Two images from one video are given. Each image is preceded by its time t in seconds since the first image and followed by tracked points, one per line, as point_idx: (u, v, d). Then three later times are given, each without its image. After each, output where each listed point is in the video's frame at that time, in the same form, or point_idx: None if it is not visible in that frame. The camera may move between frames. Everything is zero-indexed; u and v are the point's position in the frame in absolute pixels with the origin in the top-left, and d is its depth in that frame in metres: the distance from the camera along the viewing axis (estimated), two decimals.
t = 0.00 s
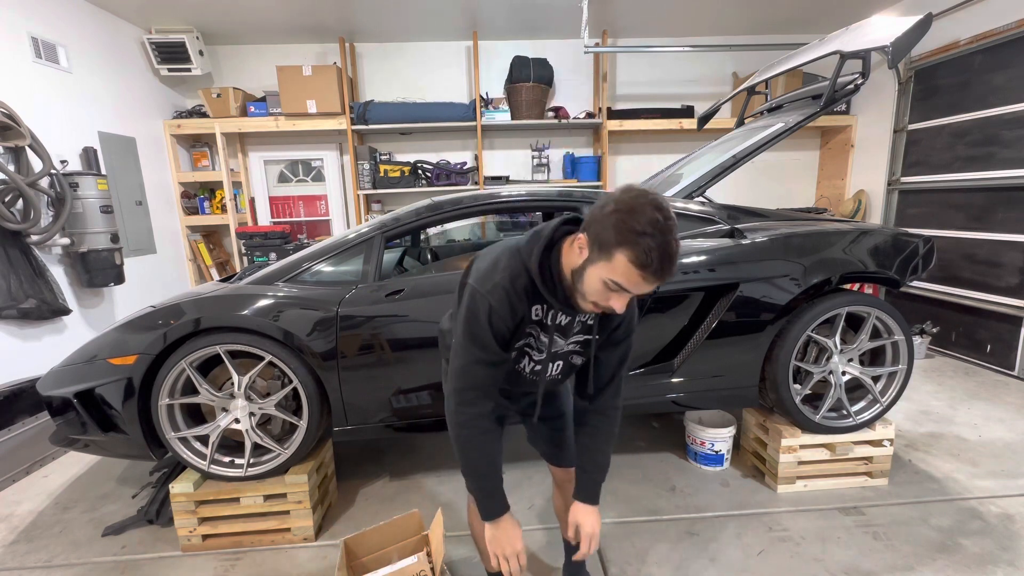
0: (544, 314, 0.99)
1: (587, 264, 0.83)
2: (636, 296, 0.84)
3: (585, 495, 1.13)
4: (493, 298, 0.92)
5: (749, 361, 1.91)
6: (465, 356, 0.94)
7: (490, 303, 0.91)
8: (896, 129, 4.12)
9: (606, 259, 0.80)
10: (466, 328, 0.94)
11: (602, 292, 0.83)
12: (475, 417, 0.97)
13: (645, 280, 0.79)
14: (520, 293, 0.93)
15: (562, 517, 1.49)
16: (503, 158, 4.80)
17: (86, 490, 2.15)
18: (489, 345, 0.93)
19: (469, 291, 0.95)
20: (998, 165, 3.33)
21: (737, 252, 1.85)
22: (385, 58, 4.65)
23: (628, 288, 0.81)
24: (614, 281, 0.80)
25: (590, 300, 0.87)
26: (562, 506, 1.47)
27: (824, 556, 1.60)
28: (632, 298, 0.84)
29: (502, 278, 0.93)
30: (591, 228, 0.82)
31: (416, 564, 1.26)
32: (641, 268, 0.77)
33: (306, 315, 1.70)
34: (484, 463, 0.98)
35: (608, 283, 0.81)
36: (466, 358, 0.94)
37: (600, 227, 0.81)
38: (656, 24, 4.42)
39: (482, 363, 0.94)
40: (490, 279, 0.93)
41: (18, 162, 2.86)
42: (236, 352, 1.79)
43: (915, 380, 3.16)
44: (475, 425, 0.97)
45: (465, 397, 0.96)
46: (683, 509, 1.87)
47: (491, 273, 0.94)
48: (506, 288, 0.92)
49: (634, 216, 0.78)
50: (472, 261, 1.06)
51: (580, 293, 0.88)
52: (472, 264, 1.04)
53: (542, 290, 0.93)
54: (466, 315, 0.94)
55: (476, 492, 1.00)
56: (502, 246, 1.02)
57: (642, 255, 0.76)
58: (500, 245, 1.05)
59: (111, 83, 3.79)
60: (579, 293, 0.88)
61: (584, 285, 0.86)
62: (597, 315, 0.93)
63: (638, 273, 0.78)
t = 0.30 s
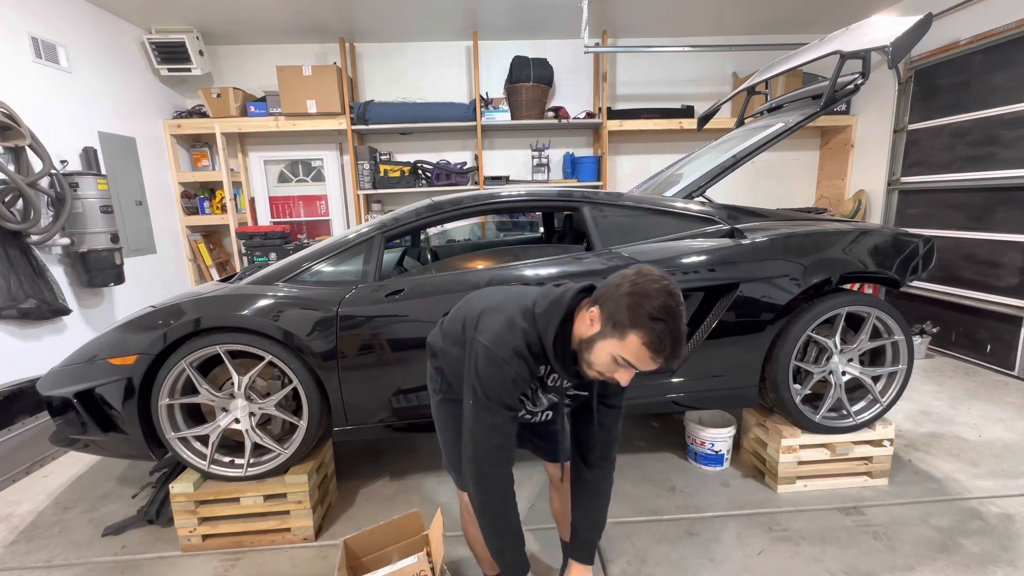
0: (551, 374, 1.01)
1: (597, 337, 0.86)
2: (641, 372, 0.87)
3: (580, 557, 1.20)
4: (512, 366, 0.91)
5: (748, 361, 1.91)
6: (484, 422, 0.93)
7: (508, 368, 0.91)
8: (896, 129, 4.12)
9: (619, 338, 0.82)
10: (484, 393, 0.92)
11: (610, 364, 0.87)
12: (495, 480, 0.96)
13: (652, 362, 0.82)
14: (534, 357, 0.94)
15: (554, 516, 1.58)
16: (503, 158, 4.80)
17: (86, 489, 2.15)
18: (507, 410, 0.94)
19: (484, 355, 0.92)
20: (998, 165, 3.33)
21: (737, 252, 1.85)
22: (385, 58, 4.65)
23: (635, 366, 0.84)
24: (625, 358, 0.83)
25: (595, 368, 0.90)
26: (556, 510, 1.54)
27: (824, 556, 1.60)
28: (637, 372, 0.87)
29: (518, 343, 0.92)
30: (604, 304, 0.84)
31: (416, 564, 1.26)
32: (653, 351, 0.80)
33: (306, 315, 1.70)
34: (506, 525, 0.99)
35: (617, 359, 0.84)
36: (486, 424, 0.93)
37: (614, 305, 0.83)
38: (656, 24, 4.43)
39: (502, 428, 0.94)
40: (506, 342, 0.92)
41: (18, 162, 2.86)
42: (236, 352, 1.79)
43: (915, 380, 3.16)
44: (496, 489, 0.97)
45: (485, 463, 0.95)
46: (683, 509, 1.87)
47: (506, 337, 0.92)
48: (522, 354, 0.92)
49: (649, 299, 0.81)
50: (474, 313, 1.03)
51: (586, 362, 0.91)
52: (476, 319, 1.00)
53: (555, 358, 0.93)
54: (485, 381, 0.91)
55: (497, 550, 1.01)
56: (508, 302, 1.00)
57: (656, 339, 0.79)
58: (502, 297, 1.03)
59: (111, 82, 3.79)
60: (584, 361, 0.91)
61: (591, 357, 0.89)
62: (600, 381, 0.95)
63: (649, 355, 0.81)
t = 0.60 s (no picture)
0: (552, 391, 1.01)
1: (594, 361, 0.87)
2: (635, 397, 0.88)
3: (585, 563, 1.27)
4: (519, 383, 0.91)
5: (749, 361, 1.91)
6: (491, 440, 0.92)
7: (515, 388, 0.90)
8: (896, 129, 4.12)
9: (615, 364, 0.84)
10: (491, 412, 0.91)
11: (605, 389, 0.88)
12: (499, 497, 0.95)
13: (647, 389, 0.84)
14: (538, 375, 0.94)
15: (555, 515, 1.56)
16: (502, 158, 4.80)
17: (86, 489, 2.15)
18: (514, 426, 0.94)
19: (490, 373, 0.91)
20: (998, 165, 3.33)
21: (737, 252, 1.85)
22: (385, 58, 4.65)
23: (629, 391, 0.86)
24: (621, 384, 0.85)
25: (591, 391, 0.91)
26: (557, 508, 1.52)
27: (824, 556, 1.60)
28: (631, 396, 0.89)
29: (523, 361, 0.92)
30: (603, 328, 0.86)
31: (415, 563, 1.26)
32: (648, 378, 0.82)
33: (306, 315, 1.70)
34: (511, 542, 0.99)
35: (612, 384, 0.86)
36: (493, 442, 0.92)
37: (612, 331, 0.84)
38: (655, 24, 4.43)
39: (509, 446, 0.93)
40: (513, 361, 0.91)
41: (18, 162, 2.87)
42: (235, 352, 1.79)
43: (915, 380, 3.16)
44: (502, 508, 0.96)
45: (491, 483, 0.94)
46: (683, 509, 1.87)
47: (510, 355, 0.92)
48: (527, 372, 0.92)
49: (646, 327, 0.82)
50: (474, 329, 1.01)
51: (581, 384, 0.92)
52: (477, 336, 0.99)
53: (558, 378, 0.94)
54: (491, 399, 0.91)
55: (501, 569, 1.00)
56: (509, 318, 0.99)
57: (651, 367, 0.81)
58: (501, 312, 1.02)
59: (111, 82, 3.79)
60: (580, 383, 0.92)
61: (586, 380, 0.90)
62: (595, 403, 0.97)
63: (645, 382, 0.83)
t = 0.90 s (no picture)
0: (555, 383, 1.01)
1: (599, 354, 0.87)
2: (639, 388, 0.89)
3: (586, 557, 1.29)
4: (526, 369, 0.91)
5: (748, 361, 1.91)
6: (496, 426, 0.91)
7: (522, 372, 0.90)
8: (896, 129, 4.12)
9: (620, 356, 0.84)
10: (498, 397, 0.90)
11: (609, 381, 0.88)
12: (503, 485, 0.94)
13: (651, 380, 0.85)
14: (543, 362, 0.94)
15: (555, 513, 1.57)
16: (502, 157, 4.80)
17: (86, 489, 2.15)
18: (520, 413, 0.93)
19: (496, 358, 0.91)
20: (998, 165, 3.33)
21: (737, 252, 1.85)
22: (385, 58, 4.65)
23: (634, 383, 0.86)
24: (625, 375, 0.85)
25: (594, 383, 0.92)
26: (556, 507, 1.53)
27: (824, 555, 1.60)
28: (635, 388, 0.90)
29: (530, 347, 0.92)
30: (608, 321, 0.86)
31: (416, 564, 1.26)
32: (652, 369, 0.83)
33: (306, 315, 1.70)
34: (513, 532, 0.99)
35: (617, 376, 0.86)
36: (499, 428, 0.91)
37: (616, 323, 0.85)
38: (655, 24, 4.43)
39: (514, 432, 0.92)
40: (521, 346, 0.92)
41: (18, 162, 2.87)
42: (236, 352, 1.79)
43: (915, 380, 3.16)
44: (505, 496, 0.95)
45: (493, 471, 0.93)
46: (683, 509, 1.87)
47: (518, 341, 0.92)
48: (533, 358, 0.92)
49: (650, 319, 0.82)
50: (478, 319, 1.01)
51: (586, 376, 0.93)
52: (482, 323, 0.98)
53: (562, 366, 0.94)
54: (498, 383, 0.90)
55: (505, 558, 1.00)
56: (513, 307, 1.00)
57: (656, 358, 0.81)
58: (505, 303, 1.02)
59: (111, 82, 3.79)
60: (584, 375, 0.93)
61: (591, 372, 0.91)
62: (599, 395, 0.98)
63: (649, 373, 0.83)
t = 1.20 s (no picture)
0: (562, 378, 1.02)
1: (609, 346, 0.88)
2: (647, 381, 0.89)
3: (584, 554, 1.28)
4: (537, 363, 0.91)
5: (749, 362, 1.91)
6: (503, 420, 0.90)
7: (532, 366, 0.90)
8: (896, 129, 4.12)
9: (631, 348, 0.85)
10: (507, 390, 0.89)
11: (619, 373, 0.89)
12: (507, 481, 0.93)
13: (662, 373, 0.85)
14: (552, 357, 0.94)
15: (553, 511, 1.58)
16: (502, 157, 4.80)
17: (86, 489, 2.15)
18: (527, 407, 0.92)
19: (507, 351, 0.90)
20: (998, 165, 3.33)
21: (737, 252, 1.85)
22: (385, 58, 4.65)
23: (644, 376, 0.87)
24: (636, 368, 0.86)
25: (603, 376, 0.92)
26: (556, 506, 1.53)
27: (824, 556, 1.60)
28: (644, 381, 0.90)
29: (540, 341, 0.92)
30: (618, 314, 0.86)
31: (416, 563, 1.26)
32: (664, 363, 0.83)
33: (306, 315, 1.70)
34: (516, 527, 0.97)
35: (627, 368, 0.87)
36: (506, 422, 0.90)
37: (628, 316, 0.85)
38: (656, 24, 4.43)
39: (520, 427, 0.92)
40: (532, 341, 0.91)
41: (18, 162, 2.87)
42: (236, 352, 1.79)
43: (915, 380, 3.16)
44: (508, 491, 0.94)
45: (498, 466, 0.91)
46: (683, 509, 1.87)
47: (528, 335, 0.92)
48: (544, 352, 0.92)
49: (663, 313, 0.83)
50: (485, 312, 1.00)
51: (594, 368, 0.93)
52: (491, 317, 0.97)
53: (571, 361, 0.94)
54: (507, 376, 0.89)
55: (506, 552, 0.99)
56: (522, 301, 1.00)
57: (668, 352, 0.82)
58: (512, 297, 1.02)
59: (111, 82, 3.79)
60: (594, 368, 0.93)
61: (600, 365, 0.91)
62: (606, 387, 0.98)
63: (661, 366, 0.84)
